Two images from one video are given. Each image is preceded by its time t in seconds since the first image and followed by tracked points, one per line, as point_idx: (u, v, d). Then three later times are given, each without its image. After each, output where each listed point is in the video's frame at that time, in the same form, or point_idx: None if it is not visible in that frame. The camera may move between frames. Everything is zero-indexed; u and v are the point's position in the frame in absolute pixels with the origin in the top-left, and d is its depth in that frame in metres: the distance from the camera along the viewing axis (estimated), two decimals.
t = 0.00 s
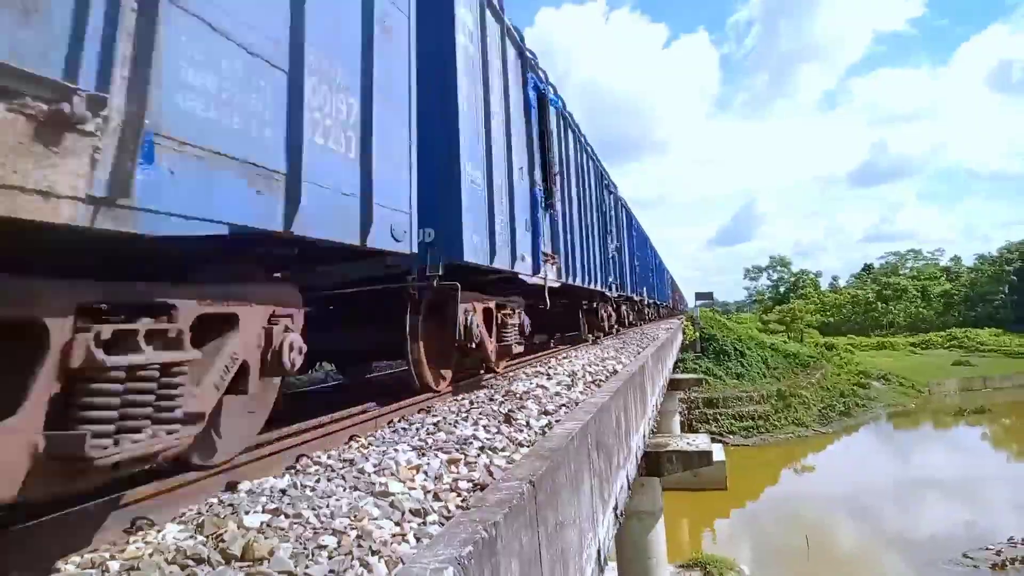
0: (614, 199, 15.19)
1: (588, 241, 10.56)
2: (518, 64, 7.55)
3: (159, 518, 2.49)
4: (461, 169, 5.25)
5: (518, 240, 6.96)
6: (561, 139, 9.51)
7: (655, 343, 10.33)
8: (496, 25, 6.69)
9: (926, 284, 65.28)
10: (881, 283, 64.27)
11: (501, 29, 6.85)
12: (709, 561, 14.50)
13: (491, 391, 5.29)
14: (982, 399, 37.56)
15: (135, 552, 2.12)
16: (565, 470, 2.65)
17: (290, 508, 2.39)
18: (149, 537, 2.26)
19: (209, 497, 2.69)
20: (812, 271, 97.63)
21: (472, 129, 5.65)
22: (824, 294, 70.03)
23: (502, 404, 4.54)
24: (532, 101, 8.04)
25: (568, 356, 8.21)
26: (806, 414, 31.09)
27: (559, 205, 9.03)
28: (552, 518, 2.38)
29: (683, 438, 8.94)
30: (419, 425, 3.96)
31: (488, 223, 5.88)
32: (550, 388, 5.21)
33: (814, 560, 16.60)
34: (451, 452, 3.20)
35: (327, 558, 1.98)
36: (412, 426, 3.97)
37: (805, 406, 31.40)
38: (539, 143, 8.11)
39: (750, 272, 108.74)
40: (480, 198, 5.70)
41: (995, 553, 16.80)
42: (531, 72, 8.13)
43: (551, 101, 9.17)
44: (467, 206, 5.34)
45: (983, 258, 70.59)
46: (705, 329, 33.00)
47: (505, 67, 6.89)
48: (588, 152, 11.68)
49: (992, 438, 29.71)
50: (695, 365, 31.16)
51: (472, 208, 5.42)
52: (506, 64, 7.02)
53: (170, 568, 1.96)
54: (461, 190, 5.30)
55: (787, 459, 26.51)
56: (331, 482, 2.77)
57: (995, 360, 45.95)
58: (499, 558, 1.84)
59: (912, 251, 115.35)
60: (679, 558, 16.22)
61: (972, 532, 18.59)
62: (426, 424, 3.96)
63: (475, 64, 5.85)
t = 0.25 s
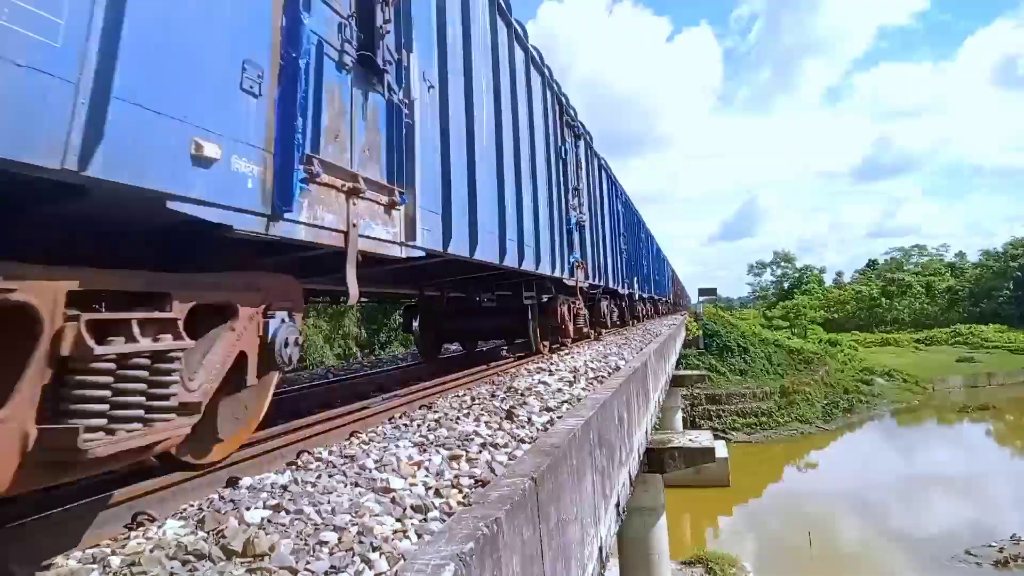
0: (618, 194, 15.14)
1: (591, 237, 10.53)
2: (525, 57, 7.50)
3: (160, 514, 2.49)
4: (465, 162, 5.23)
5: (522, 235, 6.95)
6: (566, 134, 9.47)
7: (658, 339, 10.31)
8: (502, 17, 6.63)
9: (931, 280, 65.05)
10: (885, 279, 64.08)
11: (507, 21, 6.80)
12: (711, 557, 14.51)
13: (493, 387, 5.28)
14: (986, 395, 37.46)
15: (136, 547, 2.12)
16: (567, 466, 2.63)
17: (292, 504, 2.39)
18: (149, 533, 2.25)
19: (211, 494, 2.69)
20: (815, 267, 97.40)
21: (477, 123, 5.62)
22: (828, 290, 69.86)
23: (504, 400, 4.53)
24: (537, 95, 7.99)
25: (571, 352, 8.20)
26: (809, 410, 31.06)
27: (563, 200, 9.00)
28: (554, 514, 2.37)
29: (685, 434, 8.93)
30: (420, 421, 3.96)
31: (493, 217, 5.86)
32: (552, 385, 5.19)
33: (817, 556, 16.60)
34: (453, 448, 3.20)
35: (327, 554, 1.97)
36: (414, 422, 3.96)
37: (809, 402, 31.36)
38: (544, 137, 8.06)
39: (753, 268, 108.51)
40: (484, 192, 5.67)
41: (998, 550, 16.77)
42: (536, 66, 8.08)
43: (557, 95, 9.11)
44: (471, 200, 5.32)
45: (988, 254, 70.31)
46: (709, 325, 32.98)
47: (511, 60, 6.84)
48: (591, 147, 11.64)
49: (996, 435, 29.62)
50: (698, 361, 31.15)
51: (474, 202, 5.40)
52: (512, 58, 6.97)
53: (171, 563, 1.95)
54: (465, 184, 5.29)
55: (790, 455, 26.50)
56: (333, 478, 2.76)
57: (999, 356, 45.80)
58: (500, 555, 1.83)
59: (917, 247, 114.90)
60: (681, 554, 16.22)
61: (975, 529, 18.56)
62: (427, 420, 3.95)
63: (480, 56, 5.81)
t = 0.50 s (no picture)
0: (617, 194, 15.15)
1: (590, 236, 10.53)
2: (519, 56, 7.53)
3: (161, 514, 2.49)
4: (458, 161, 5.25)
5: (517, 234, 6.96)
6: (564, 133, 9.48)
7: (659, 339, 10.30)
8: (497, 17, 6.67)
9: (931, 280, 65.03)
10: (885, 278, 64.08)
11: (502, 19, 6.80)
12: (712, 557, 14.50)
13: (494, 387, 5.28)
14: (987, 395, 37.46)
15: (137, 548, 2.11)
16: (567, 466, 2.63)
17: (293, 504, 2.39)
18: (151, 533, 2.25)
19: (212, 494, 2.69)
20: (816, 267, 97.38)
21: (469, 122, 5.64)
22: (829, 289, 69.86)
23: (505, 400, 4.53)
24: (534, 94, 8.00)
25: (571, 352, 8.19)
26: (810, 410, 31.07)
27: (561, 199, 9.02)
28: (555, 514, 2.37)
29: (686, 434, 8.92)
30: (421, 421, 3.96)
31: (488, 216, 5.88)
32: (553, 384, 5.19)
33: (818, 556, 16.61)
34: (454, 448, 3.20)
35: (329, 554, 1.97)
36: (415, 422, 3.96)
37: (809, 402, 31.36)
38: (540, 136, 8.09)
39: (754, 268, 108.50)
40: (478, 190, 5.70)
41: (1000, 549, 16.76)
42: (532, 65, 8.11)
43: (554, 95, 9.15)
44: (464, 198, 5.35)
45: (989, 253, 70.28)
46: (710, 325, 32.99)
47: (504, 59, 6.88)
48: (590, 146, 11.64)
49: (997, 435, 29.61)
50: (700, 360, 31.14)
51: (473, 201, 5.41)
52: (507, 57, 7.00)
53: (172, 564, 1.95)
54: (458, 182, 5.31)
55: (791, 455, 26.49)
56: (334, 478, 2.76)
57: (1000, 356, 45.78)
58: (502, 555, 1.83)
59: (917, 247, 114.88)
60: (682, 554, 16.21)
61: (976, 528, 18.56)
62: (428, 420, 3.95)
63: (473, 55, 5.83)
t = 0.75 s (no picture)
0: (614, 198, 15.18)
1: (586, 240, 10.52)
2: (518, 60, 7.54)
3: (159, 520, 2.49)
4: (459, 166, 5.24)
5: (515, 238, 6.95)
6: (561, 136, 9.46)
7: (656, 342, 10.30)
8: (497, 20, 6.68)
9: (928, 283, 65.20)
10: (882, 282, 64.21)
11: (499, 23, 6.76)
12: (710, 561, 14.49)
13: (491, 391, 5.27)
14: (983, 398, 37.52)
15: (134, 553, 2.11)
16: (565, 470, 2.63)
17: (290, 509, 2.38)
18: (148, 538, 2.25)
19: (209, 499, 2.68)
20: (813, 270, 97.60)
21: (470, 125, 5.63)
22: (826, 293, 70.00)
23: (502, 404, 4.53)
24: (531, 98, 7.97)
25: (569, 356, 8.18)
26: (807, 413, 31.09)
27: (558, 202, 9.02)
28: (553, 519, 2.38)
29: (684, 437, 8.92)
30: (419, 425, 3.96)
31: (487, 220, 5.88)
32: (550, 389, 5.19)
33: (815, 559, 16.61)
34: (451, 453, 3.19)
35: (326, 559, 1.97)
36: (412, 427, 3.95)
37: (807, 405, 31.38)
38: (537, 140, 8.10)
39: (751, 272, 108.66)
40: (478, 194, 5.70)
41: (997, 552, 16.77)
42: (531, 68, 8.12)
43: (551, 98, 9.16)
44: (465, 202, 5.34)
45: (985, 257, 70.47)
46: (707, 328, 33.03)
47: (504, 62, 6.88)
48: (587, 151, 11.64)
49: (994, 437, 29.65)
50: (697, 364, 31.17)
51: (469, 206, 5.41)
52: (505, 61, 7.00)
53: (170, 569, 1.95)
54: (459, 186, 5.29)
55: (788, 458, 26.51)
56: (331, 483, 2.76)
57: (997, 358, 45.88)
58: (500, 560, 1.83)
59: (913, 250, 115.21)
60: (680, 558, 16.20)
61: (974, 531, 18.58)
62: (426, 424, 3.95)
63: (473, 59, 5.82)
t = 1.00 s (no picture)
0: (614, 196, 15.16)
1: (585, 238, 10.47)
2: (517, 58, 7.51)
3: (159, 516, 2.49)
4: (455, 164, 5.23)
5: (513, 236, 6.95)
6: (558, 131, 9.38)
7: (656, 342, 10.28)
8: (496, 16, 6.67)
9: (927, 282, 65.22)
10: (881, 280, 64.22)
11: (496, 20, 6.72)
12: (709, 559, 14.50)
13: (490, 389, 5.27)
14: (983, 396, 37.60)
15: (133, 550, 2.11)
16: (564, 468, 2.63)
17: (289, 506, 2.39)
18: (146, 535, 2.25)
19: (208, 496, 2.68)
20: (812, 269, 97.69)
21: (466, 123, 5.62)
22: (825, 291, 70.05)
23: (501, 402, 4.52)
24: (530, 95, 7.93)
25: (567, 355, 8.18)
26: (806, 412, 31.11)
27: (558, 200, 9.01)
28: (552, 517, 2.38)
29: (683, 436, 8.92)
30: (418, 423, 3.95)
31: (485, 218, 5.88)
32: (549, 387, 5.19)
33: (814, 557, 16.64)
34: (450, 450, 3.19)
35: (324, 556, 1.97)
36: (411, 425, 3.95)
37: (806, 403, 31.39)
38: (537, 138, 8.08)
39: (750, 271, 108.78)
40: (475, 192, 5.69)
41: (996, 551, 16.81)
42: (530, 66, 8.11)
43: (551, 96, 9.14)
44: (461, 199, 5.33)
45: (984, 255, 70.50)
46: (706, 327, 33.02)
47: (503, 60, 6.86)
48: (585, 148, 11.61)
49: (993, 436, 29.71)
50: (696, 362, 31.19)
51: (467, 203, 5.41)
52: (504, 58, 6.98)
53: (168, 566, 1.95)
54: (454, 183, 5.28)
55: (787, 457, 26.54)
56: (330, 480, 2.76)
57: (996, 357, 45.96)
58: (498, 557, 1.83)
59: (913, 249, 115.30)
60: (679, 556, 16.23)
61: (973, 530, 18.61)
62: (425, 422, 3.95)
63: (470, 56, 5.81)
